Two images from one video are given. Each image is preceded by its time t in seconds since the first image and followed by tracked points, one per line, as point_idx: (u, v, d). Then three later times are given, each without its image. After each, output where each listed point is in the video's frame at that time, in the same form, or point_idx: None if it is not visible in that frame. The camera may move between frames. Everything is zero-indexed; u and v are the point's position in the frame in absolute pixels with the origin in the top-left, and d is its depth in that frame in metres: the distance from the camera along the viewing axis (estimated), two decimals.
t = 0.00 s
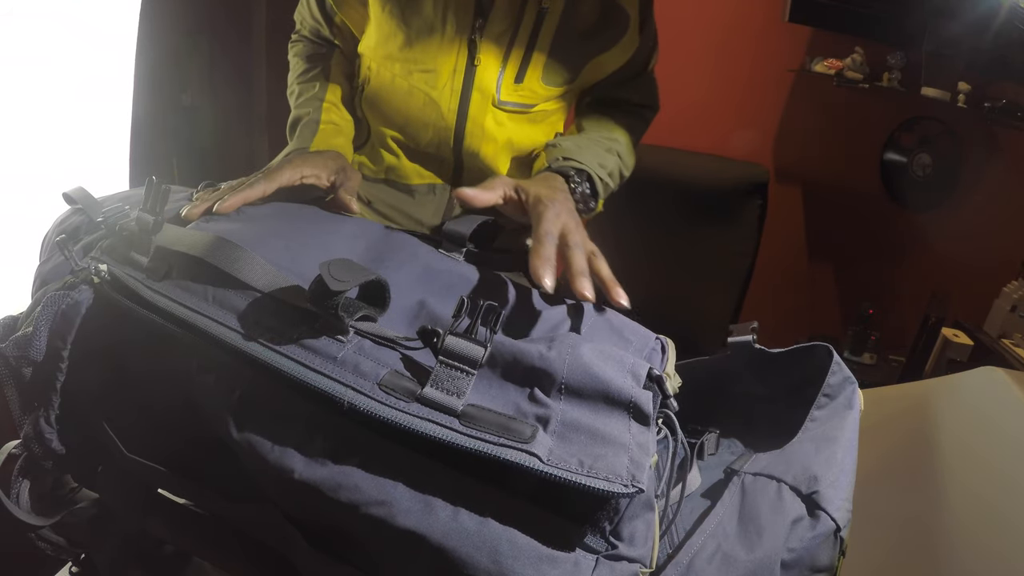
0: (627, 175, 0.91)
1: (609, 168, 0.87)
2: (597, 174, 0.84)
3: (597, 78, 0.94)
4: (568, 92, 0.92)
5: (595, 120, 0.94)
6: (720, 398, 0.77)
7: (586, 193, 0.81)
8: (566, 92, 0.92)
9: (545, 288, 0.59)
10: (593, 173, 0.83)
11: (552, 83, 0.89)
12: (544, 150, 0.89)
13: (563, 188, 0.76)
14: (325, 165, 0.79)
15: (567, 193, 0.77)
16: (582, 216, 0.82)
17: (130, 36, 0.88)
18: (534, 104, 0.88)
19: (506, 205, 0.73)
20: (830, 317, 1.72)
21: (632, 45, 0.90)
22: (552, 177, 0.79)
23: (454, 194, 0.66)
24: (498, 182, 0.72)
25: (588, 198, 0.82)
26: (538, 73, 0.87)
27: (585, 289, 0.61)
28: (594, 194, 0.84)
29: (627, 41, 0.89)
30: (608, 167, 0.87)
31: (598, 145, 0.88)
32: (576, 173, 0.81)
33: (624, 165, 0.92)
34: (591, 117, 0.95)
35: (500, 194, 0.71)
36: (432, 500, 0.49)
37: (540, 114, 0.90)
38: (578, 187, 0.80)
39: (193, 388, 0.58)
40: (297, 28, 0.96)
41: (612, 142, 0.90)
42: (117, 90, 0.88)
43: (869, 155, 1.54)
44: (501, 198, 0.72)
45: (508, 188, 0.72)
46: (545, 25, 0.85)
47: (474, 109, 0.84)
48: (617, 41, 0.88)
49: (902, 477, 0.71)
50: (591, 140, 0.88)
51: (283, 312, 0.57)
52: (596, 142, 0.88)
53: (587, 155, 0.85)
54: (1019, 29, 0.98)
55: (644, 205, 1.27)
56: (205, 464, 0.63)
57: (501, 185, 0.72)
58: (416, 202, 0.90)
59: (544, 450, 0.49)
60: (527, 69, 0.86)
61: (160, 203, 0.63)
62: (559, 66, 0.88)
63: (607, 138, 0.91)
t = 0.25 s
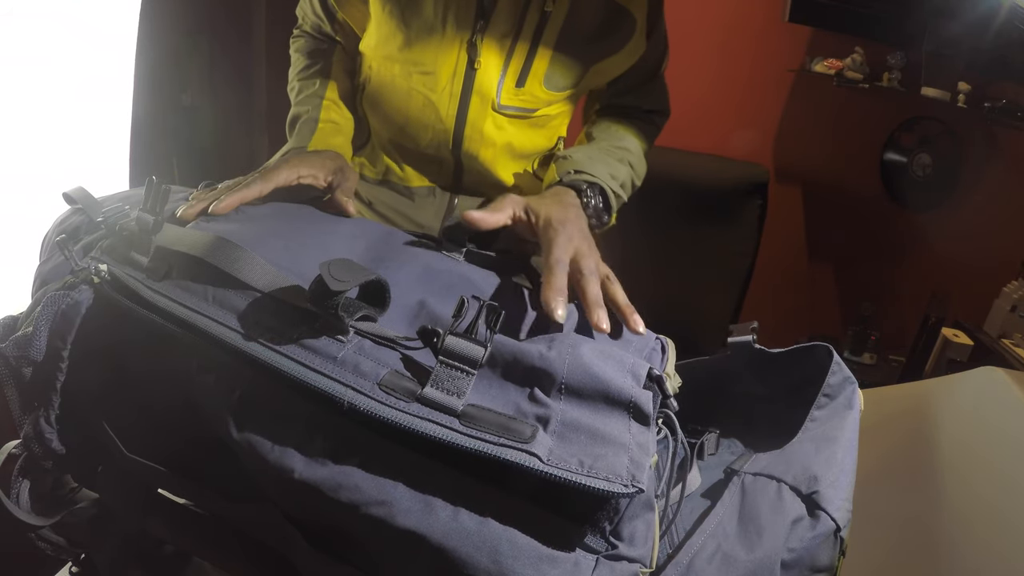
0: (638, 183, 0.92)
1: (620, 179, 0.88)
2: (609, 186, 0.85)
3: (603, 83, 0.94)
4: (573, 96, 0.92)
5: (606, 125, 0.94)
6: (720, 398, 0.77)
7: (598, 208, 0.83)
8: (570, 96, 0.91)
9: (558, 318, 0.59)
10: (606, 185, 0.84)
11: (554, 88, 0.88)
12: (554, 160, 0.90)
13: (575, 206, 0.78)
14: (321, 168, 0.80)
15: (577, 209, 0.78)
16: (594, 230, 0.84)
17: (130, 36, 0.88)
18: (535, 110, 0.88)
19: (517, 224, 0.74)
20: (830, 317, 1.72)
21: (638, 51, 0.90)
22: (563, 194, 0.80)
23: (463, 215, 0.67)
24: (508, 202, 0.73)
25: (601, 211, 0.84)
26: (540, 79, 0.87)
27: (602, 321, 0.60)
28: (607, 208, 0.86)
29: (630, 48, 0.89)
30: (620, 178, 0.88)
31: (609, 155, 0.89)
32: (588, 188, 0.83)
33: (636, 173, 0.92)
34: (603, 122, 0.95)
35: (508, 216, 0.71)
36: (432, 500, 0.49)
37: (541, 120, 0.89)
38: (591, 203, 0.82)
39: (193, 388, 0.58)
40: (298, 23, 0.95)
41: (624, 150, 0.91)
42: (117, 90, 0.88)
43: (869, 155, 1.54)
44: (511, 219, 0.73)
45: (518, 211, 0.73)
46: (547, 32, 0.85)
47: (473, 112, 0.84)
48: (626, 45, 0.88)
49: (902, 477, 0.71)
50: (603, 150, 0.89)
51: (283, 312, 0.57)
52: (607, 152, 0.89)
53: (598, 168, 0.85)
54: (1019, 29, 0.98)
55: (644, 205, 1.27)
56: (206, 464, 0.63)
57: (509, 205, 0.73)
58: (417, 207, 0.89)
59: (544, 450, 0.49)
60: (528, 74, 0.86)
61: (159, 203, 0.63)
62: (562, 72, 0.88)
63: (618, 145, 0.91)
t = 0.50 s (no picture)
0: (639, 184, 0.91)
1: (621, 180, 0.87)
2: (609, 187, 0.84)
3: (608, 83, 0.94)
4: (577, 95, 0.92)
5: (611, 126, 0.94)
6: (720, 398, 0.77)
7: (598, 208, 0.82)
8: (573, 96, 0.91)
9: (545, 266, 0.61)
10: (606, 185, 0.83)
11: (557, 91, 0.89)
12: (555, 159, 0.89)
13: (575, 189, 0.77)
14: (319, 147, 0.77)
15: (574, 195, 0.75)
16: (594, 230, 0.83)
17: (130, 36, 0.88)
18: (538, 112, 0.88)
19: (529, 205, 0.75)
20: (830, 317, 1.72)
21: (642, 54, 0.89)
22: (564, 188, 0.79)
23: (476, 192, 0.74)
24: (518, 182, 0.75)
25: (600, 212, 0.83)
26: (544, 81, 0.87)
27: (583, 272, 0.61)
28: (606, 208, 0.85)
29: (634, 51, 0.88)
30: (621, 178, 0.87)
31: (611, 156, 0.88)
32: (588, 187, 0.81)
33: (637, 173, 0.92)
34: (608, 122, 0.95)
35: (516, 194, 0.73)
36: (432, 500, 0.49)
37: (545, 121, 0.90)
38: (591, 202, 0.81)
39: (193, 388, 0.58)
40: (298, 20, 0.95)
41: (625, 151, 0.90)
42: (117, 90, 0.88)
43: (869, 155, 1.54)
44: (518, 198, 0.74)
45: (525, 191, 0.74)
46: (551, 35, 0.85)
47: (476, 114, 0.84)
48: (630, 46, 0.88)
49: (903, 477, 0.71)
50: (605, 151, 0.88)
51: (284, 312, 0.57)
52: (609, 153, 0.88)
53: (600, 168, 0.84)
54: (1019, 29, 0.98)
55: (644, 205, 1.27)
56: (206, 464, 0.63)
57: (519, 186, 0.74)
58: (418, 207, 0.89)
59: (544, 450, 0.49)
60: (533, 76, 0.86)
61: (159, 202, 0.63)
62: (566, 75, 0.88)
63: (619, 147, 0.90)
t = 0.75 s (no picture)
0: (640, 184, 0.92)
1: (623, 180, 0.88)
2: (612, 189, 0.85)
3: (609, 81, 0.94)
4: (578, 95, 0.92)
5: (612, 125, 0.94)
6: (720, 398, 0.77)
7: (600, 208, 0.83)
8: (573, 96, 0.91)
9: (568, 302, 0.60)
10: (609, 188, 0.84)
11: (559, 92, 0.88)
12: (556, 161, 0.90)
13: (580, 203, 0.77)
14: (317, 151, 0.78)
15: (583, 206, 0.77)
16: (596, 230, 0.84)
17: (130, 36, 0.88)
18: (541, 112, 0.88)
19: (524, 219, 0.74)
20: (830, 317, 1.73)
21: (641, 53, 0.90)
22: (567, 193, 0.80)
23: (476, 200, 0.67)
24: (518, 194, 0.73)
25: (602, 212, 0.84)
26: (547, 82, 0.86)
27: (612, 308, 0.61)
28: (609, 209, 0.86)
29: (635, 52, 0.89)
30: (623, 179, 0.88)
31: (612, 156, 0.89)
32: (591, 189, 0.82)
33: (638, 174, 0.93)
34: (608, 122, 0.95)
35: (518, 206, 0.72)
36: (432, 500, 0.49)
37: (547, 122, 0.90)
38: (593, 203, 0.82)
39: (193, 388, 0.58)
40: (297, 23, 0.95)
41: (626, 151, 0.91)
42: (118, 90, 0.88)
43: (869, 155, 1.54)
44: (519, 211, 0.73)
45: (526, 203, 0.73)
46: (552, 36, 0.85)
47: (478, 115, 0.84)
48: (630, 46, 0.88)
49: (903, 477, 0.71)
50: (606, 151, 0.89)
51: (284, 312, 0.57)
52: (610, 153, 0.89)
53: (602, 170, 0.85)
54: (1019, 29, 0.98)
55: (644, 205, 1.27)
56: (206, 464, 0.63)
57: (519, 197, 0.73)
58: (420, 207, 0.90)
59: (544, 450, 0.49)
60: (536, 76, 0.85)
61: (159, 202, 0.63)
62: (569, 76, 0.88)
63: (620, 146, 0.91)
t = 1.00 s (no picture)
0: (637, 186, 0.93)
1: (618, 182, 0.88)
2: (607, 190, 0.85)
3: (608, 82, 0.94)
4: (577, 96, 0.92)
5: (609, 126, 0.94)
6: (720, 398, 0.77)
7: (595, 209, 0.84)
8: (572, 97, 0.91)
9: (548, 309, 0.61)
10: (603, 189, 0.85)
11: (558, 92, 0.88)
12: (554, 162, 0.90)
13: (572, 206, 0.79)
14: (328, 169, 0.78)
15: (575, 209, 0.79)
16: (591, 232, 0.85)
17: (130, 36, 0.88)
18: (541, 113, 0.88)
19: (515, 220, 0.76)
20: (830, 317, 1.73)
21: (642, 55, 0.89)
22: (561, 194, 0.81)
23: (465, 201, 0.68)
24: (509, 196, 0.75)
25: (598, 213, 0.84)
26: (546, 83, 0.86)
27: (589, 314, 0.61)
28: (604, 211, 0.86)
29: (635, 52, 0.88)
30: (618, 180, 0.88)
31: (608, 157, 0.89)
32: (585, 190, 0.83)
33: (635, 176, 0.93)
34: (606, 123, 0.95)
35: (508, 209, 0.74)
36: (432, 500, 0.49)
37: (546, 122, 0.90)
38: (588, 204, 0.83)
39: (193, 388, 0.58)
40: (299, 22, 0.96)
41: (623, 152, 0.91)
42: (117, 90, 0.88)
43: (869, 156, 1.54)
44: (510, 213, 0.75)
45: (517, 204, 0.75)
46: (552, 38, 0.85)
47: (478, 116, 0.84)
48: (630, 48, 0.88)
49: (903, 477, 0.71)
50: (602, 152, 0.89)
51: (284, 313, 0.57)
52: (606, 154, 0.89)
53: (597, 171, 0.86)
54: (1019, 29, 0.98)
55: (644, 205, 1.27)
56: (206, 463, 0.63)
57: (509, 200, 0.74)
58: (420, 207, 0.90)
59: (544, 450, 0.49)
60: (536, 77, 0.85)
61: (159, 202, 0.63)
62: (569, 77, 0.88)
63: (617, 147, 0.91)
